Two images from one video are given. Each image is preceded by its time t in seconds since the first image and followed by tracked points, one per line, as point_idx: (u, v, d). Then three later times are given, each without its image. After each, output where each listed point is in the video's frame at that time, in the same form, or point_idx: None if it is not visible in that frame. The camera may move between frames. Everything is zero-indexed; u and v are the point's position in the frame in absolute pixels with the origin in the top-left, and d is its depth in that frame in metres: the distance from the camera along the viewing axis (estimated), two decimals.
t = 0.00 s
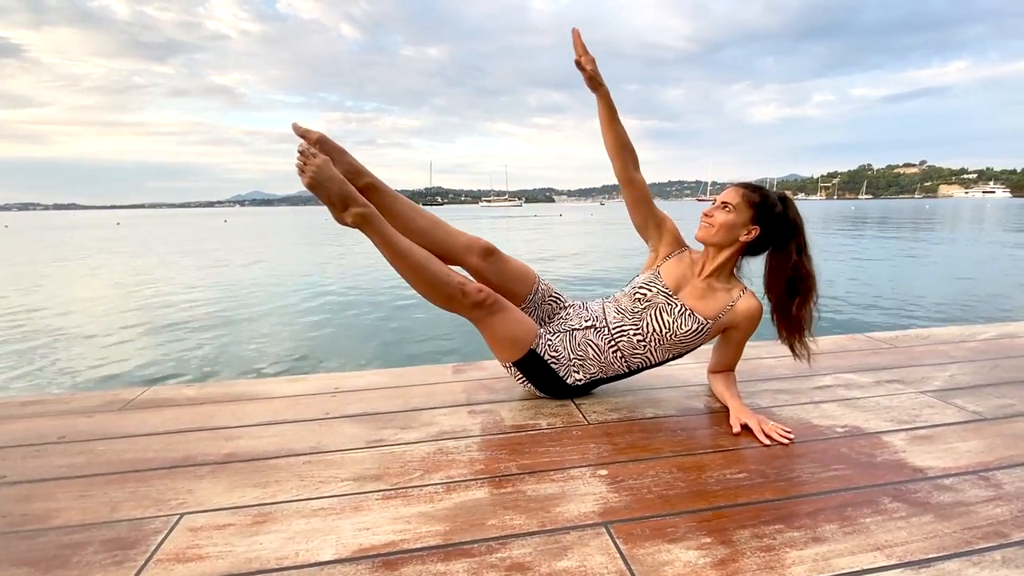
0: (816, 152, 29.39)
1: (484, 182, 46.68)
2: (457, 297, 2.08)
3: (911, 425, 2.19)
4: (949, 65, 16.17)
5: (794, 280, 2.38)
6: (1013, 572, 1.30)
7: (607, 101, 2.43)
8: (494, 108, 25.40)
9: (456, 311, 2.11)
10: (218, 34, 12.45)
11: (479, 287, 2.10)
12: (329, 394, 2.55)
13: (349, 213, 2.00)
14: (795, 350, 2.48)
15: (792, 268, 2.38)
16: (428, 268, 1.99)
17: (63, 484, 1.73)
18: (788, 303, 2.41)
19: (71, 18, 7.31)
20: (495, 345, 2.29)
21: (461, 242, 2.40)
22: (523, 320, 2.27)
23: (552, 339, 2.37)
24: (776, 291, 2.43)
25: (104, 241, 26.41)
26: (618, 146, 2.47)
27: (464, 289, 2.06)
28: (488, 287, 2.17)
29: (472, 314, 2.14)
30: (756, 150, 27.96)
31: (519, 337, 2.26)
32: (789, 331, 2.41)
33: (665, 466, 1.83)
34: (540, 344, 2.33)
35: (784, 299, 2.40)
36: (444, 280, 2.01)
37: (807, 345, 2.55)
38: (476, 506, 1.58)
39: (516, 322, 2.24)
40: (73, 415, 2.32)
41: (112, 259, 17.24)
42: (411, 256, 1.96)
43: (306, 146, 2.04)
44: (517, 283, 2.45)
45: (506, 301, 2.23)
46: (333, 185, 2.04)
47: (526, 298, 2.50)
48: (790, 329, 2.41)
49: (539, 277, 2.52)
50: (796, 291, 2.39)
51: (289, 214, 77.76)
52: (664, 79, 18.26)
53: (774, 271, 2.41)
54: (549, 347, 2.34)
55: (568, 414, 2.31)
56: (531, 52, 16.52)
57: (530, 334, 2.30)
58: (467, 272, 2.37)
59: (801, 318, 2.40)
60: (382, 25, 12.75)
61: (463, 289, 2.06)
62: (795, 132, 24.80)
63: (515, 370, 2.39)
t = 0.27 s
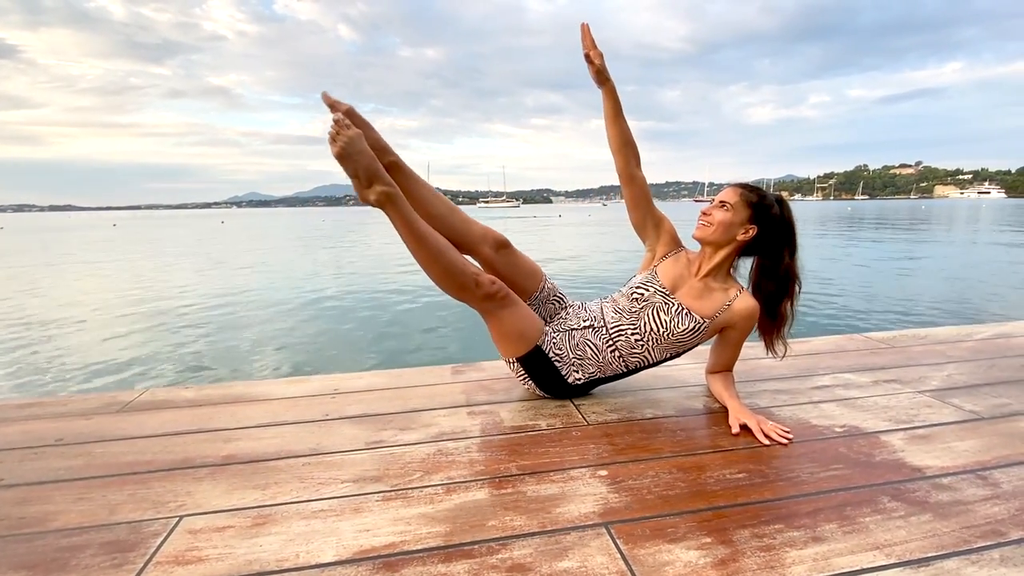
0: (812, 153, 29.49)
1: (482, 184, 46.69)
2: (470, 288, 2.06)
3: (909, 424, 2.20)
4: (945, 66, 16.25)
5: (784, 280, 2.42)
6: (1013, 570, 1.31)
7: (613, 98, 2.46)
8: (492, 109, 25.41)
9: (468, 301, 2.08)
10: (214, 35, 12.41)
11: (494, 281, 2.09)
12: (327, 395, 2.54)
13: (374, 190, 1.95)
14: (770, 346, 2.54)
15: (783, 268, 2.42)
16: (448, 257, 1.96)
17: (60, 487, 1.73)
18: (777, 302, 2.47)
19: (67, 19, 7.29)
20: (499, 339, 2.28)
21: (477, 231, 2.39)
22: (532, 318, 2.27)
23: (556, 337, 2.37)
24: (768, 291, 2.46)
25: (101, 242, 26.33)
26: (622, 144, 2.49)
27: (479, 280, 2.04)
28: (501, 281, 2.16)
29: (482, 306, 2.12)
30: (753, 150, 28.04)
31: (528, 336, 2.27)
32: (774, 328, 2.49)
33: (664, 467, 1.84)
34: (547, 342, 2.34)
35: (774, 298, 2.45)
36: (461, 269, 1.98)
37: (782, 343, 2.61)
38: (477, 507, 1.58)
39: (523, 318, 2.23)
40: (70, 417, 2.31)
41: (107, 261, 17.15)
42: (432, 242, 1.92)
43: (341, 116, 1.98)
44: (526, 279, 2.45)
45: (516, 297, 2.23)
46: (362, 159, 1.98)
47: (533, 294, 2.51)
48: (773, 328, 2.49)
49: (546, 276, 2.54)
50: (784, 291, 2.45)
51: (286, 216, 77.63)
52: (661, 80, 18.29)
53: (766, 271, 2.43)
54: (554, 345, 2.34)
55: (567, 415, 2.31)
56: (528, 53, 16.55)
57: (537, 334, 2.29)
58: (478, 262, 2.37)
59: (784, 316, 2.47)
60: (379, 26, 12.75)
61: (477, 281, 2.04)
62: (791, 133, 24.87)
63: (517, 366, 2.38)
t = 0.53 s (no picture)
0: (810, 154, 29.54)
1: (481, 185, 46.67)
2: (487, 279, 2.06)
3: (906, 424, 2.21)
4: (942, 67, 16.29)
5: (783, 280, 2.41)
6: (1010, 570, 1.31)
7: (608, 99, 2.47)
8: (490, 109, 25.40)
9: (482, 291, 2.08)
10: (212, 36, 12.41)
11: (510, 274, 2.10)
12: (325, 396, 2.54)
13: (404, 167, 1.91)
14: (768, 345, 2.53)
15: (782, 269, 2.41)
16: (470, 247, 1.93)
17: (56, 488, 1.72)
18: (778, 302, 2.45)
19: (65, 19, 7.28)
20: (504, 331, 2.28)
21: (497, 220, 2.40)
22: (542, 315, 2.28)
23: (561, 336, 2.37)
24: (768, 290, 2.45)
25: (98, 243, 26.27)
26: (619, 148, 2.49)
27: (497, 272, 2.04)
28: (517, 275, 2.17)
29: (494, 298, 2.12)
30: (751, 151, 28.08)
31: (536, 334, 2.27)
32: (773, 328, 2.48)
33: (663, 467, 1.84)
34: (555, 339, 2.34)
35: (774, 298, 2.44)
36: (482, 261, 1.97)
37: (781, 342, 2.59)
38: (475, 508, 1.58)
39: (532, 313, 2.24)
40: (66, 419, 2.30)
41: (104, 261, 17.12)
42: (458, 230, 1.90)
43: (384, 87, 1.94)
44: (537, 274, 2.47)
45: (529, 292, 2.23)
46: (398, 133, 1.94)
47: (542, 289, 2.52)
48: (773, 328, 2.49)
49: (553, 273, 2.54)
50: (784, 291, 2.44)
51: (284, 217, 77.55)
52: (659, 81, 18.31)
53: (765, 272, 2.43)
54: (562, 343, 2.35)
55: (566, 415, 2.31)
56: (526, 53, 16.56)
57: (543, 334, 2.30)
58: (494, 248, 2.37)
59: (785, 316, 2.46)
60: (377, 27, 12.76)
61: (495, 273, 2.04)
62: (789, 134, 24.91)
63: (521, 362, 2.39)
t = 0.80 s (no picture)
0: (810, 154, 29.58)
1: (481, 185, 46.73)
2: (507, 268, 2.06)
3: (905, 424, 2.21)
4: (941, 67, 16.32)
5: (786, 278, 2.37)
6: (1008, 570, 1.31)
7: (613, 98, 2.45)
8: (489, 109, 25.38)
9: (500, 281, 2.08)
10: (211, 36, 12.42)
11: (530, 267, 2.11)
12: (324, 396, 2.54)
13: (443, 145, 1.90)
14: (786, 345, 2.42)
15: (784, 266, 2.37)
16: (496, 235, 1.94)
17: (54, 489, 1.71)
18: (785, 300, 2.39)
19: (64, 19, 7.28)
20: (512, 324, 2.27)
21: (517, 212, 2.40)
22: (553, 313, 2.28)
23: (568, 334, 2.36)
24: (770, 288, 2.40)
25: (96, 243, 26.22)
26: (622, 149, 2.50)
27: (518, 263, 2.05)
28: (535, 269, 2.18)
29: (510, 289, 2.12)
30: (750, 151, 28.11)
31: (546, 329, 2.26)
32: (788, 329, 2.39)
33: (661, 467, 1.84)
34: (563, 337, 2.33)
35: (781, 297, 2.38)
36: (506, 250, 1.98)
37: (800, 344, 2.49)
38: (473, 508, 1.57)
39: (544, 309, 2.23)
40: (64, 419, 2.29)
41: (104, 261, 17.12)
42: (486, 218, 1.91)
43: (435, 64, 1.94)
44: (547, 269, 2.48)
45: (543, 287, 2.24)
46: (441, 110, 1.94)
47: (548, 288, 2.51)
48: (787, 327, 2.39)
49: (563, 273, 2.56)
50: (790, 288, 2.38)
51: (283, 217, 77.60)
52: (658, 81, 18.32)
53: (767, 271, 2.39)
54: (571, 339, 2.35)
55: (565, 415, 2.31)
56: (526, 53, 16.55)
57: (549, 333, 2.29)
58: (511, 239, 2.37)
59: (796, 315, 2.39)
60: (377, 28, 12.77)
61: (515, 264, 2.05)
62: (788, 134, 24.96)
63: (527, 357, 2.38)
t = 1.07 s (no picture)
0: (809, 155, 29.59)
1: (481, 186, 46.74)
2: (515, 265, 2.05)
3: (905, 423, 2.21)
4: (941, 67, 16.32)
5: (781, 272, 2.36)
6: (1008, 569, 1.30)
7: (615, 98, 2.44)
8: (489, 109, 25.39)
9: (507, 278, 2.08)
10: (212, 36, 12.41)
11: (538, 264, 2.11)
12: (323, 395, 2.54)
13: (457, 139, 1.90)
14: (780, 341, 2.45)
15: (780, 260, 2.36)
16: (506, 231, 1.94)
17: (52, 487, 1.71)
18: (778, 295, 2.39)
19: (64, 19, 7.28)
20: (517, 322, 2.27)
21: (527, 208, 2.39)
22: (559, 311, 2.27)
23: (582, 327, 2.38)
24: (768, 283, 2.39)
25: (96, 243, 26.21)
26: (622, 148, 2.51)
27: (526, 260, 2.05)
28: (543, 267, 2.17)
29: (516, 286, 2.12)
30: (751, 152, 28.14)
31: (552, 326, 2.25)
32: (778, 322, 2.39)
33: (661, 466, 1.83)
34: (567, 337, 2.33)
35: (774, 291, 2.38)
36: (514, 247, 1.98)
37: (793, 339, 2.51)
38: (473, 506, 1.57)
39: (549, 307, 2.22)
40: (62, 418, 2.29)
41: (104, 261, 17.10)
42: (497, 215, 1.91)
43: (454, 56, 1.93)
44: (553, 266, 2.47)
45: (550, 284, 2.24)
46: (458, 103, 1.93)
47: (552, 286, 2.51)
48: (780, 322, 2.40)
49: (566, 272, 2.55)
50: (784, 283, 2.38)
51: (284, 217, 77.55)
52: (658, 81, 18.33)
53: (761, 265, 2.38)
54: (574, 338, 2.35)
55: (564, 414, 2.31)
56: (526, 53, 16.56)
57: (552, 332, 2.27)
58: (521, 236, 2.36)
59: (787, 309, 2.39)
60: (377, 28, 12.76)
61: (524, 261, 2.04)
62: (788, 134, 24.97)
63: (528, 355, 2.37)
